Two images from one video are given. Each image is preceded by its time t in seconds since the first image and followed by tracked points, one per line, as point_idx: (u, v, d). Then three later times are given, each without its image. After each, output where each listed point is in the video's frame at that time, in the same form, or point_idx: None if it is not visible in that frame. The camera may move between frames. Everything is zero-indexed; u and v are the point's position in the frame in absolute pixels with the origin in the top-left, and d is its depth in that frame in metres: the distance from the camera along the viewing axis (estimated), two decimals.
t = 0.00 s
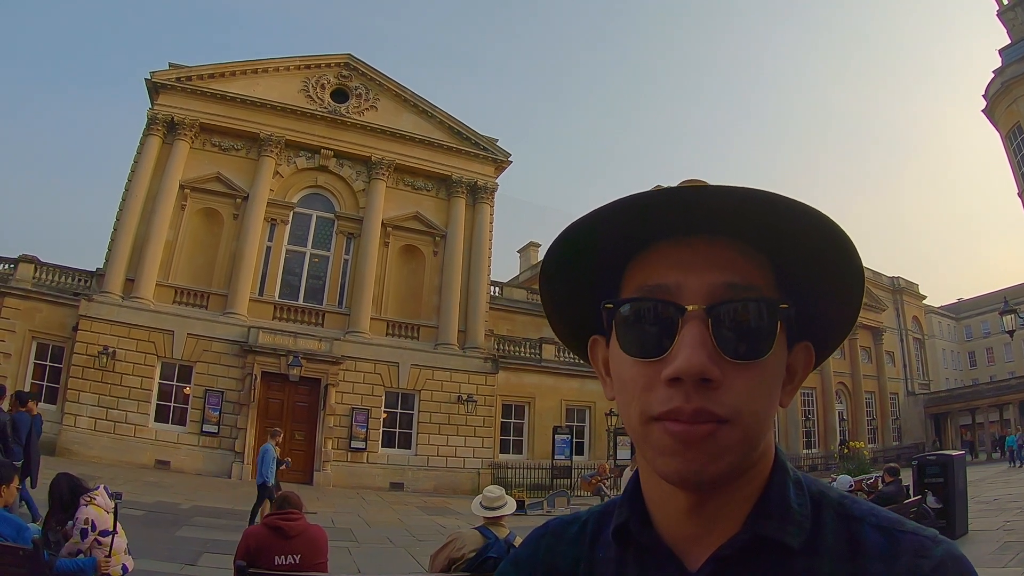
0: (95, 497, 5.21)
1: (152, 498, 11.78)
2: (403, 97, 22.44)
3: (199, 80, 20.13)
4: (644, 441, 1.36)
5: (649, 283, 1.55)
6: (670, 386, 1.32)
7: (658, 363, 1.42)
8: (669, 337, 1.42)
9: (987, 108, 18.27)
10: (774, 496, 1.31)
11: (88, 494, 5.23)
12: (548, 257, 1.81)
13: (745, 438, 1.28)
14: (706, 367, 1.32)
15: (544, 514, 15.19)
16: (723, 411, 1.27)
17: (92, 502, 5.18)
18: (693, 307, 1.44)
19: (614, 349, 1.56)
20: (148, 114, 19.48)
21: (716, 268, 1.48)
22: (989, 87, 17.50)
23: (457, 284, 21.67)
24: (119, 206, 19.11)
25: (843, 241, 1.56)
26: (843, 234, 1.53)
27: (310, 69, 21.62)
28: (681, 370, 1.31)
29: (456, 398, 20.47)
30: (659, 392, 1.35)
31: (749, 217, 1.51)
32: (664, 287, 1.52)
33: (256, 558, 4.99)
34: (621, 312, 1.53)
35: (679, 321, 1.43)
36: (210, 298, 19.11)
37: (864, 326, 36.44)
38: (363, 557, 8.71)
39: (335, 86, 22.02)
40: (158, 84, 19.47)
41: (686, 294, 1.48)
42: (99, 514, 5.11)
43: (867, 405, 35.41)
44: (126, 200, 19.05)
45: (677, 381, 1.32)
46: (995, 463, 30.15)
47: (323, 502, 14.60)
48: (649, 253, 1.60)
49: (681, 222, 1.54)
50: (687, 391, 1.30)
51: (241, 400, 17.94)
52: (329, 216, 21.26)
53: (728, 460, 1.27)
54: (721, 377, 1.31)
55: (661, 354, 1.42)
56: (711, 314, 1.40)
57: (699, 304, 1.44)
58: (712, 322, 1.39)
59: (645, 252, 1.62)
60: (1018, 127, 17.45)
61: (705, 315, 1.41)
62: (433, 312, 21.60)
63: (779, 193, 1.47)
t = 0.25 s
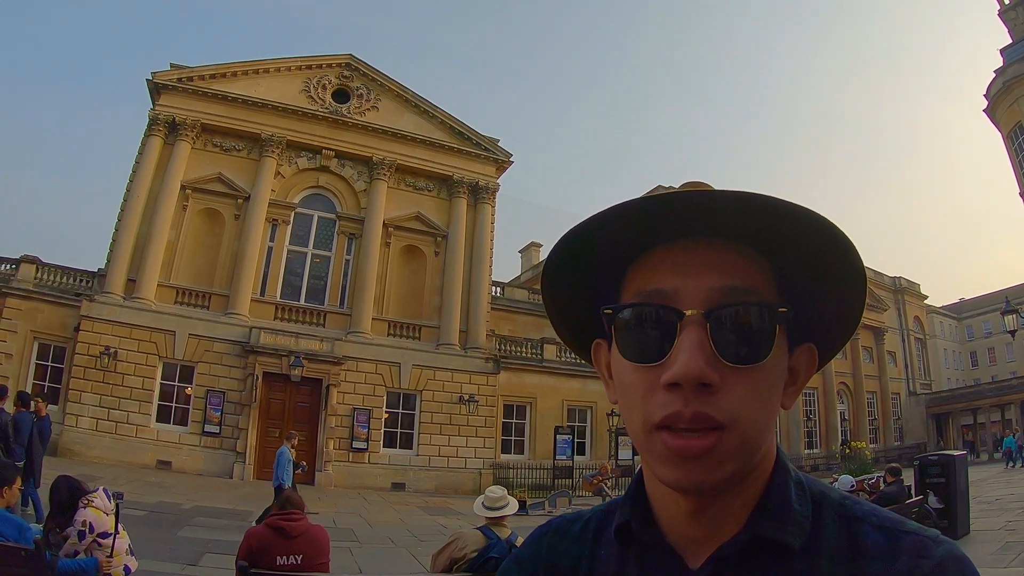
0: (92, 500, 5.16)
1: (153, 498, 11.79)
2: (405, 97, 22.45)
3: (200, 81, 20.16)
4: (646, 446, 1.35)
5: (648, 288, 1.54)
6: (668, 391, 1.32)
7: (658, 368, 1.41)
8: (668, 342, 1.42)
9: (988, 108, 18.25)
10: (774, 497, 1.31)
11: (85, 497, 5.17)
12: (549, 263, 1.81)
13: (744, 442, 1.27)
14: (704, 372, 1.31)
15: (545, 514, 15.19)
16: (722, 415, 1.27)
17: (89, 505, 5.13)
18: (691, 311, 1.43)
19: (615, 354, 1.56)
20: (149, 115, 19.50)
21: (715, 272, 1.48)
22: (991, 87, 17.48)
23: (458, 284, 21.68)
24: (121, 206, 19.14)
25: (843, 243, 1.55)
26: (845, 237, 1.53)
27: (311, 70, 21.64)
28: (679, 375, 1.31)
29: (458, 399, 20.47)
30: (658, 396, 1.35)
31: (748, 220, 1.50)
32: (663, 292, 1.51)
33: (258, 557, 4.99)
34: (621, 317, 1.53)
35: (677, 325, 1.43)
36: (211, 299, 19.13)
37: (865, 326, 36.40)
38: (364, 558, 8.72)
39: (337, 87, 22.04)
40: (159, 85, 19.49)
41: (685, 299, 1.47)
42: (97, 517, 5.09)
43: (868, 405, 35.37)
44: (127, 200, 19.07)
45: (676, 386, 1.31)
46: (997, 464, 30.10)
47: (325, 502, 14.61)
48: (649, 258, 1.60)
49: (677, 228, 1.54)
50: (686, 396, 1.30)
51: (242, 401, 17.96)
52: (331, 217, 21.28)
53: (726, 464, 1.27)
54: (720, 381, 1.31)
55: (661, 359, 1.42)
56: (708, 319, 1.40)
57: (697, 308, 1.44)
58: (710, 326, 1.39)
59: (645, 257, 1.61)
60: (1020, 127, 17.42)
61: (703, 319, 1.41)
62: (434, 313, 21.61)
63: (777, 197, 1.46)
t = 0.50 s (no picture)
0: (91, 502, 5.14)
1: (155, 499, 11.81)
2: (406, 97, 22.46)
3: (201, 81, 20.19)
4: (638, 445, 1.35)
5: (639, 286, 1.54)
6: (658, 390, 1.32)
7: (648, 366, 1.41)
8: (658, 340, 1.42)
9: (989, 107, 18.22)
10: (773, 496, 1.30)
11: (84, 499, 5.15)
12: (542, 262, 1.82)
13: (736, 441, 1.26)
14: (693, 370, 1.31)
15: (547, 515, 15.19)
16: (713, 413, 1.26)
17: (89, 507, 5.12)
18: (682, 308, 1.43)
19: (607, 353, 1.56)
20: (150, 115, 19.52)
21: (706, 270, 1.47)
22: (992, 86, 17.44)
23: (460, 284, 21.69)
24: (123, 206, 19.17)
25: (835, 238, 1.54)
26: (837, 234, 1.52)
27: (312, 70, 21.66)
28: (668, 373, 1.31)
29: (459, 399, 20.48)
30: (649, 395, 1.34)
31: (738, 216, 1.50)
32: (653, 291, 1.51)
33: (260, 558, 4.98)
34: (613, 316, 1.53)
35: (668, 323, 1.42)
36: (213, 299, 19.15)
37: (867, 326, 36.35)
38: (366, 558, 8.73)
39: (338, 87, 22.05)
40: (160, 86, 19.52)
41: (675, 296, 1.47)
42: (96, 517, 5.08)
43: (870, 405, 35.31)
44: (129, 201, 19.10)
45: (665, 384, 1.31)
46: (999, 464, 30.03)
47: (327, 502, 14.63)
48: (640, 257, 1.60)
49: (668, 227, 1.54)
50: (676, 393, 1.29)
51: (244, 401, 17.98)
52: (332, 217, 21.29)
53: (719, 463, 1.26)
54: (709, 379, 1.31)
55: (651, 357, 1.41)
56: (699, 317, 1.39)
57: (686, 305, 1.43)
58: (699, 324, 1.38)
59: (636, 256, 1.61)
60: (1021, 127, 17.38)
61: (694, 317, 1.40)
62: (436, 313, 21.61)
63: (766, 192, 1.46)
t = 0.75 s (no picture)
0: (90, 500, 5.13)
1: (157, 499, 11.82)
2: (407, 98, 22.47)
3: (203, 82, 20.21)
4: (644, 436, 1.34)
5: (646, 278, 1.54)
6: (665, 379, 1.31)
7: (653, 357, 1.41)
8: (663, 331, 1.41)
9: (991, 107, 18.17)
10: (780, 495, 1.30)
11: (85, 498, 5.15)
12: (549, 255, 1.81)
13: (742, 433, 1.26)
14: (700, 359, 1.30)
15: (548, 515, 15.18)
16: (719, 403, 1.26)
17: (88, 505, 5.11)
18: (688, 299, 1.43)
19: (613, 346, 1.56)
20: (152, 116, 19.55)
21: (714, 263, 1.47)
22: (994, 86, 17.39)
23: (461, 284, 21.69)
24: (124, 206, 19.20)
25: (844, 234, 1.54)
26: (844, 229, 1.52)
27: (314, 71, 21.67)
28: (674, 362, 1.31)
29: (461, 399, 20.48)
30: (655, 384, 1.34)
31: (746, 208, 1.50)
32: (660, 281, 1.51)
33: (261, 558, 4.99)
34: (619, 307, 1.52)
35: (675, 313, 1.42)
36: (215, 300, 19.17)
37: (869, 327, 36.28)
38: (367, 558, 8.74)
39: (339, 87, 22.06)
40: (162, 86, 19.55)
41: (681, 287, 1.46)
42: (95, 517, 5.08)
43: (872, 405, 35.25)
44: (130, 201, 19.12)
45: (672, 373, 1.31)
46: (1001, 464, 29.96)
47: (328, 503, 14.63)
48: (648, 250, 1.60)
49: (675, 219, 1.54)
50: (682, 384, 1.29)
51: (246, 401, 18.00)
52: (334, 217, 21.30)
53: (724, 454, 1.25)
54: (715, 368, 1.30)
55: (656, 347, 1.41)
56: (707, 308, 1.39)
57: (692, 296, 1.43)
58: (704, 316, 1.38)
59: (644, 249, 1.61)
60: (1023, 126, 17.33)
61: (700, 306, 1.40)
62: (437, 313, 21.61)
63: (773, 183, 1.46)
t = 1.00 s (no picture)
0: (93, 499, 5.16)
1: (158, 499, 11.83)
2: (408, 98, 22.48)
3: (204, 82, 20.23)
4: (645, 427, 1.34)
5: (651, 272, 1.55)
6: (663, 365, 1.32)
7: (653, 346, 1.41)
8: (664, 320, 1.42)
9: (993, 107, 18.12)
10: (788, 497, 1.29)
11: (88, 496, 5.18)
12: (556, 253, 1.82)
13: (742, 423, 1.25)
14: (698, 347, 1.31)
15: (550, 515, 15.16)
16: (717, 391, 1.26)
17: (92, 504, 5.14)
18: (688, 290, 1.43)
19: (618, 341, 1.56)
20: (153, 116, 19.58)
21: (717, 257, 1.47)
22: (995, 85, 17.35)
23: (463, 284, 21.69)
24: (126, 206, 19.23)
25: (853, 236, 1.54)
26: (850, 226, 1.52)
27: (315, 71, 21.68)
28: (671, 347, 1.31)
29: (463, 399, 20.48)
30: (653, 371, 1.34)
31: (752, 205, 1.50)
32: (665, 275, 1.51)
33: (263, 558, 4.99)
34: (622, 298, 1.53)
35: (676, 304, 1.42)
36: (216, 300, 19.19)
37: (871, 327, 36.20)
38: (369, 559, 8.74)
39: (341, 88, 22.08)
40: (163, 87, 19.57)
41: (685, 280, 1.47)
42: (99, 514, 5.10)
43: (874, 404, 35.21)
44: (132, 201, 19.15)
45: (669, 360, 1.31)
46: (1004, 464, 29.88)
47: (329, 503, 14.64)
48: (655, 247, 1.61)
49: (679, 213, 1.55)
50: (681, 371, 1.29)
51: (247, 401, 18.02)
52: (335, 218, 21.31)
53: (725, 445, 1.25)
54: (713, 356, 1.30)
55: (657, 335, 1.41)
56: (710, 298, 1.38)
57: (694, 287, 1.43)
58: (705, 305, 1.38)
59: (651, 247, 1.62)
60: None
61: (700, 295, 1.40)
62: (439, 313, 21.62)
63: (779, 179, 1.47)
